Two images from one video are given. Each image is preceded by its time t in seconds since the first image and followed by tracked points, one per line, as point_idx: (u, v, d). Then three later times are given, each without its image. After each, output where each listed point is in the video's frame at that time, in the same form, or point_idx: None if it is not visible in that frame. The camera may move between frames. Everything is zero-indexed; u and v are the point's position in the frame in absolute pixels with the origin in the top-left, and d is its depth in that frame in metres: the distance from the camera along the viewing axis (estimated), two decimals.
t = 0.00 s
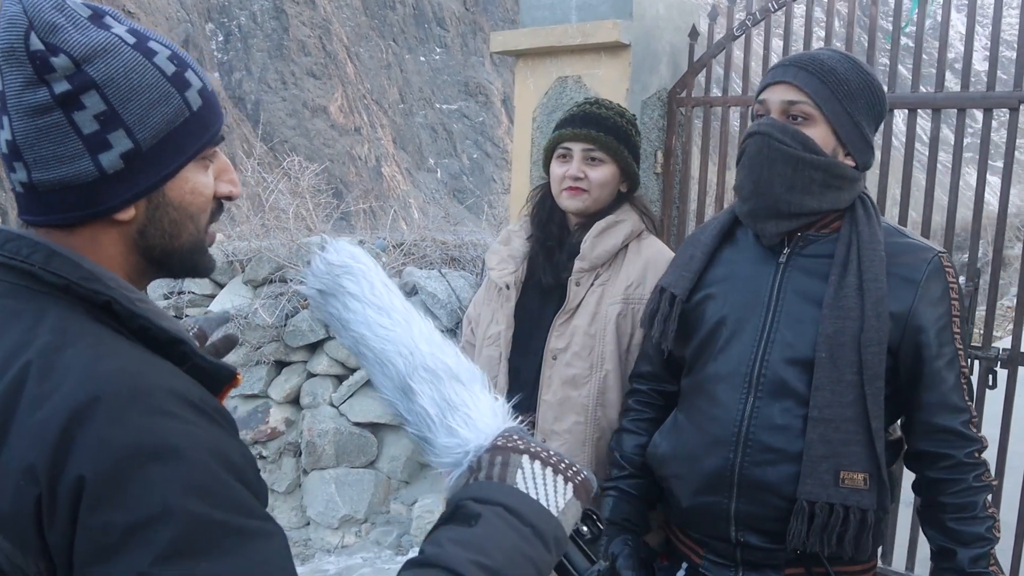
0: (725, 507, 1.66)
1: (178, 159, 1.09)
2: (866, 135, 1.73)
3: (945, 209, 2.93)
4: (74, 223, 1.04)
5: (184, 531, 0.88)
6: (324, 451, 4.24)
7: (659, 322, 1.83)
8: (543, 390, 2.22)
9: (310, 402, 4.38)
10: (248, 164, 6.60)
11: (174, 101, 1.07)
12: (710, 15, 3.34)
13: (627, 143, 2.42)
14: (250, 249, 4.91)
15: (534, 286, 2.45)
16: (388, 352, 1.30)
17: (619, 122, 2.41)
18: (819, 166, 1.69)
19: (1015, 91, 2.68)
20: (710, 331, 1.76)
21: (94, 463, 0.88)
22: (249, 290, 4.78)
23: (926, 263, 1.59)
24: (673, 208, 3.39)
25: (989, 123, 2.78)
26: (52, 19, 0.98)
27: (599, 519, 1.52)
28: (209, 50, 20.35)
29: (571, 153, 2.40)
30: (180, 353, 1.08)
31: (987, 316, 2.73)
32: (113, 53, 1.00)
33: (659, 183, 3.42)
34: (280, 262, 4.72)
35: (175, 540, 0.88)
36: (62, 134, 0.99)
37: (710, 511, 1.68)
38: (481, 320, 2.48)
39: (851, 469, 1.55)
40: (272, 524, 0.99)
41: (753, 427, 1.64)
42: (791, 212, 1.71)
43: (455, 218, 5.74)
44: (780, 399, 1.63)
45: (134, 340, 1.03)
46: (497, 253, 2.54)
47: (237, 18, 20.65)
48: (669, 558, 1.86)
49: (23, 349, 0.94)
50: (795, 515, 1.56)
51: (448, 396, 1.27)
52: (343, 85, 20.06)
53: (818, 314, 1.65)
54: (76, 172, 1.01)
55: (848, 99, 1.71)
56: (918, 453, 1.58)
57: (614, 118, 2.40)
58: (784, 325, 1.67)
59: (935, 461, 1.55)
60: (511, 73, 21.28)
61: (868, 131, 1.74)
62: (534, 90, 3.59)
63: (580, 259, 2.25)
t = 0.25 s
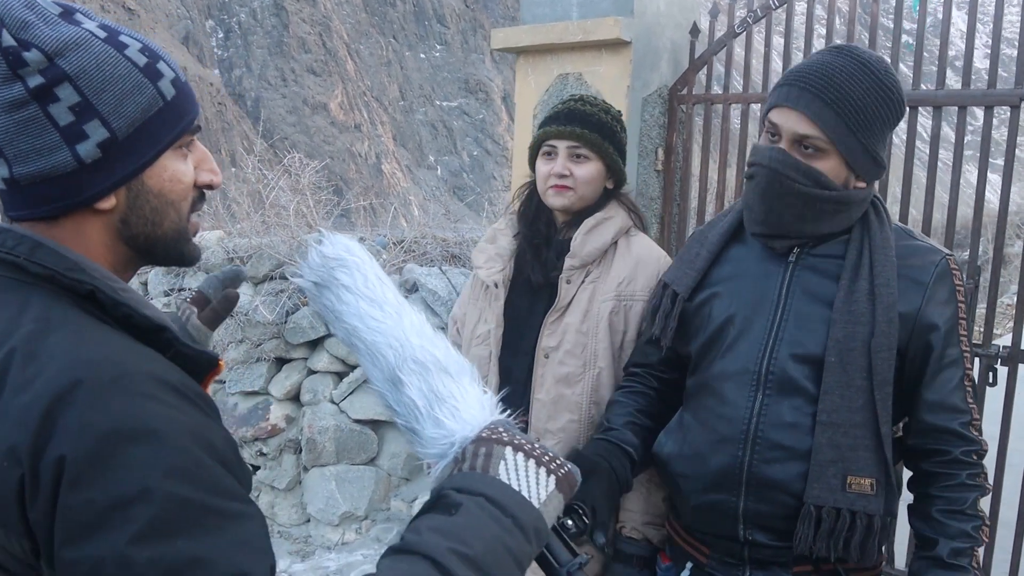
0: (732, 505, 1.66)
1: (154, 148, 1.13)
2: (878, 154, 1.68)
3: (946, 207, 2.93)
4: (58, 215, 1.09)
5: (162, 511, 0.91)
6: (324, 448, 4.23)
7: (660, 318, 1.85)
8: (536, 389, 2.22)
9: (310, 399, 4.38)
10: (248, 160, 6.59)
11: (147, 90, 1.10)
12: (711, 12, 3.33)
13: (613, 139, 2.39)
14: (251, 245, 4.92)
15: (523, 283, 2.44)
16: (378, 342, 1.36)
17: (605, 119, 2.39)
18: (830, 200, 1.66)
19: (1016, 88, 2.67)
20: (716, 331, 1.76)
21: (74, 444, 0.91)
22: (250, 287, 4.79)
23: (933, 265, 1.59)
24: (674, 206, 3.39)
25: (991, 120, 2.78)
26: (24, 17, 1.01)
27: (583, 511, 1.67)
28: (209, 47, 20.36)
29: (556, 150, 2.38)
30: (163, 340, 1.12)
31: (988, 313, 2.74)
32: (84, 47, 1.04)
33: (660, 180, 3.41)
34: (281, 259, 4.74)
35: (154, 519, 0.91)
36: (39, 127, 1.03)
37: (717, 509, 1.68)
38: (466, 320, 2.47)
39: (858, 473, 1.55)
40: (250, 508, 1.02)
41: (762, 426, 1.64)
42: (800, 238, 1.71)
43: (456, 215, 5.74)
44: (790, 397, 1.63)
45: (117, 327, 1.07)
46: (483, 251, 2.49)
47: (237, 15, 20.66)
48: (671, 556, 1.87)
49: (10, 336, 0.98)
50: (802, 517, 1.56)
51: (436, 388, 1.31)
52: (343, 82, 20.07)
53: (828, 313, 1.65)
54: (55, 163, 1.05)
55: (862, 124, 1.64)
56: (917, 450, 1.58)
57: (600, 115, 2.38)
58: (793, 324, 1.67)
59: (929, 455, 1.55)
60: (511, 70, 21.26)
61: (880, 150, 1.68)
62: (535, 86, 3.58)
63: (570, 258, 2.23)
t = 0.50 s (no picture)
0: (732, 508, 1.66)
1: (135, 142, 1.11)
2: (873, 163, 1.66)
3: (943, 207, 2.94)
4: (42, 210, 1.08)
5: (133, 499, 0.89)
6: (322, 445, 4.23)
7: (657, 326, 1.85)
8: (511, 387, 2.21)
9: (307, 398, 4.37)
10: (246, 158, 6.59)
11: (125, 85, 1.09)
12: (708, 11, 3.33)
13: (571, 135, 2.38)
14: (248, 243, 4.92)
15: (494, 284, 2.38)
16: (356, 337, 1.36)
17: (562, 115, 2.37)
18: (826, 216, 1.65)
19: (1013, 88, 2.68)
20: (717, 335, 1.75)
21: (46, 432, 0.89)
22: (247, 285, 4.79)
23: (932, 271, 1.59)
24: (671, 204, 3.40)
25: (988, 120, 2.78)
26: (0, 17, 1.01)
27: (560, 505, 1.38)
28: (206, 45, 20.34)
29: (515, 150, 2.35)
30: (142, 334, 1.10)
31: (984, 312, 2.74)
32: (61, 44, 1.03)
33: (657, 179, 3.42)
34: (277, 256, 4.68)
35: (124, 507, 0.89)
36: (17, 124, 1.02)
37: (715, 512, 1.69)
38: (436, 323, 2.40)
39: (855, 483, 1.56)
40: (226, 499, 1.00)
41: (761, 431, 1.64)
42: (802, 249, 1.70)
43: (454, 213, 5.74)
44: (789, 404, 1.64)
45: (97, 321, 1.05)
46: (452, 254, 2.42)
47: (234, 13, 20.65)
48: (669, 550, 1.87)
49: None
50: (801, 526, 1.56)
51: (412, 381, 1.32)
52: (340, 80, 20.08)
53: (829, 320, 1.65)
54: (34, 158, 1.04)
55: (854, 138, 1.62)
56: (914, 456, 1.59)
57: (556, 112, 2.37)
58: (792, 328, 1.66)
59: (926, 459, 1.56)
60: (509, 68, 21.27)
61: (875, 159, 1.66)
62: (532, 85, 3.58)
63: (541, 255, 2.22)
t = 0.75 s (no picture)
0: (719, 505, 1.67)
1: (130, 140, 1.11)
2: (865, 134, 1.69)
3: (940, 207, 2.94)
4: (35, 206, 1.08)
5: (125, 489, 0.90)
6: (320, 445, 4.23)
7: (654, 326, 1.85)
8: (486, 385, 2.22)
9: (305, 396, 4.38)
10: (245, 157, 6.59)
11: (122, 83, 1.09)
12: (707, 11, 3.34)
13: (534, 136, 2.34)
14: (246, 242, 4.92)
15: (472, 283, 2.39)
16: (355, 337, 1.38)
17: (524, 117, 2.34)
18: (823, 182, 1.66)
19: (1010, 88, 2.68)
20: (710, 335, 1.76)
21: (38, 420, 0.89)
22: (246, 284, 4.80)
23: (923, 269, 1.59)
24: (669, 204, 3.40)
25: (985, 120, 2.79)
26: None
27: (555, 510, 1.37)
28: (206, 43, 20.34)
29: (480, 158, 2.36)
30: (136, 329, 1.10)
31: (981, 312, 2.75)
32: (59, 42, 1.04)
33: (656, 177, 3.41)
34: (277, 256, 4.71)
35: (117, 497, 0.89)
36: (12, 120, 1.03)
37: (704, 510, 1.69)
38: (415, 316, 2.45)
39: (845, 477, 1.56)
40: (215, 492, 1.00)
41: (749, 429, 1.65)
42: (797, 228, 1.69)
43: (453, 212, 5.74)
44: (777, 401, 1.64)
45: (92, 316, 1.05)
46: (433, 252, 2.43)
47: (234, 12, 20.65)
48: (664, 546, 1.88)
49: None
50: (790, 520, 1.57)
51: (410, 382, 1.33)
52: (340, 79, 20.10)
53: (817, 318, 1.65)
54: (26, 155, 1.04)
55: (846, 104, 1.66)
56: (907, 458, 1.60)
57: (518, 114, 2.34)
58: (781, 327, 1.66)
59: (924, 464, 1.56)
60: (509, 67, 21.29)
61: (867, 131, 1.70)
62: (531, 84, 3.58)
63: (518, 255, 2.24)
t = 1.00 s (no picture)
0: (724, 507, 1.66)
1: (128, 146, 1.11)
2: (848, 143, 1.68)
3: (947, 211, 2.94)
4: (37, 210, 1.08)
5: (159, 460, 0.90)
6: (326, 450, 4.24)
7: (660, 339, 1.84)
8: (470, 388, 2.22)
9: (311, 402, 4.39)
10: (252, 161, 6.62)
11: (120, 92, 1.10)
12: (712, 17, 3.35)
13: (516, 142, 2.32)
14: (253, 247, 4.93)
15: (464, 287, 2.41)
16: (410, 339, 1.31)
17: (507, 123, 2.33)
18: (816, 202, 1.66)
19: (1016, 93, 2.68)
20: (715, 339, 1.75)
21: (66, 402, 0.90)
22: (252, 289, 4.81)
23: (926, 271, 1.58)
24: (675, 210, 3.40)
25: (991, 125, 2.78)
26: (4, 25, 1.03)
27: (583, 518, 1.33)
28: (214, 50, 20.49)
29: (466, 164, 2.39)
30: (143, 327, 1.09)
31: (989, 317, 2.74)
32: (61, 52, 1.05)
33: (661, 184, 3.43)
34: (283, 261, 4.75)
35: (151, 468, 0.89)
36: (14, 126, 1.03)
37: (709, 512, 1.68)
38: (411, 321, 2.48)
39: (850, 477, 1.56)
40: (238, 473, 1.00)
41: (754, 430, 1.64)
42: (797, 247, 1.69)
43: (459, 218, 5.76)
44: (782, 402, 1.64)
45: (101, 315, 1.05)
46: (429, 256, 2.48)
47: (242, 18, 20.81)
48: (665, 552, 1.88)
49: None
50: (796, 519, 1.56)
51: (456, 382, 1.31)
52: (346, 86, 20.24)
53: (820, 320, 1.65)
54: (29, 160, 1.04)
55: (823, 121, 1.65)
56: (914, 455, 1.58)
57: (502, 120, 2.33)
58: (784, 332, 1.67)
59: (928, 461, 1.56)
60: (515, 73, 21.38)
61: (851, 141, 1.69)
62: (536, 91, 3.59)
63: (501, 261, 2.22)
